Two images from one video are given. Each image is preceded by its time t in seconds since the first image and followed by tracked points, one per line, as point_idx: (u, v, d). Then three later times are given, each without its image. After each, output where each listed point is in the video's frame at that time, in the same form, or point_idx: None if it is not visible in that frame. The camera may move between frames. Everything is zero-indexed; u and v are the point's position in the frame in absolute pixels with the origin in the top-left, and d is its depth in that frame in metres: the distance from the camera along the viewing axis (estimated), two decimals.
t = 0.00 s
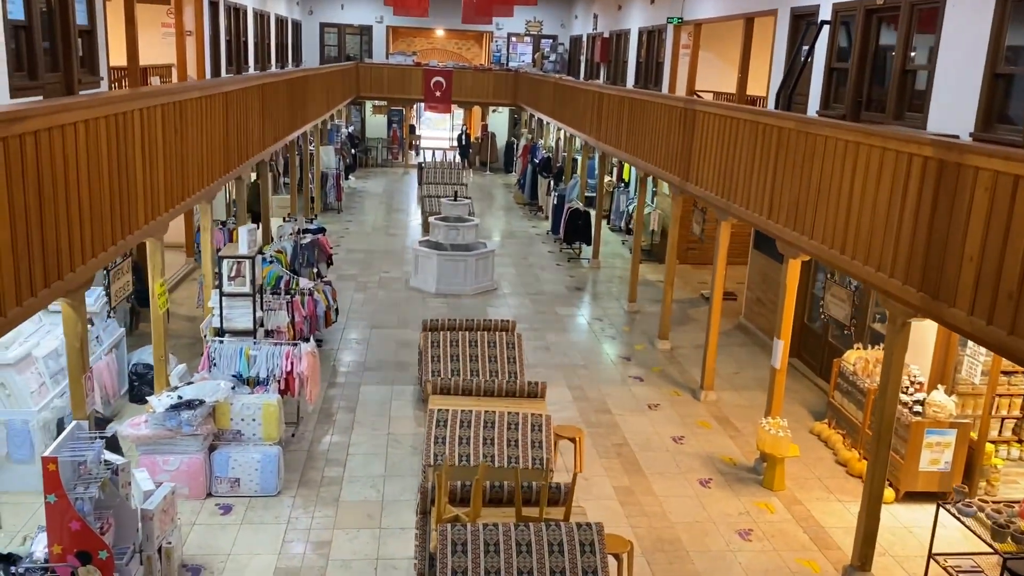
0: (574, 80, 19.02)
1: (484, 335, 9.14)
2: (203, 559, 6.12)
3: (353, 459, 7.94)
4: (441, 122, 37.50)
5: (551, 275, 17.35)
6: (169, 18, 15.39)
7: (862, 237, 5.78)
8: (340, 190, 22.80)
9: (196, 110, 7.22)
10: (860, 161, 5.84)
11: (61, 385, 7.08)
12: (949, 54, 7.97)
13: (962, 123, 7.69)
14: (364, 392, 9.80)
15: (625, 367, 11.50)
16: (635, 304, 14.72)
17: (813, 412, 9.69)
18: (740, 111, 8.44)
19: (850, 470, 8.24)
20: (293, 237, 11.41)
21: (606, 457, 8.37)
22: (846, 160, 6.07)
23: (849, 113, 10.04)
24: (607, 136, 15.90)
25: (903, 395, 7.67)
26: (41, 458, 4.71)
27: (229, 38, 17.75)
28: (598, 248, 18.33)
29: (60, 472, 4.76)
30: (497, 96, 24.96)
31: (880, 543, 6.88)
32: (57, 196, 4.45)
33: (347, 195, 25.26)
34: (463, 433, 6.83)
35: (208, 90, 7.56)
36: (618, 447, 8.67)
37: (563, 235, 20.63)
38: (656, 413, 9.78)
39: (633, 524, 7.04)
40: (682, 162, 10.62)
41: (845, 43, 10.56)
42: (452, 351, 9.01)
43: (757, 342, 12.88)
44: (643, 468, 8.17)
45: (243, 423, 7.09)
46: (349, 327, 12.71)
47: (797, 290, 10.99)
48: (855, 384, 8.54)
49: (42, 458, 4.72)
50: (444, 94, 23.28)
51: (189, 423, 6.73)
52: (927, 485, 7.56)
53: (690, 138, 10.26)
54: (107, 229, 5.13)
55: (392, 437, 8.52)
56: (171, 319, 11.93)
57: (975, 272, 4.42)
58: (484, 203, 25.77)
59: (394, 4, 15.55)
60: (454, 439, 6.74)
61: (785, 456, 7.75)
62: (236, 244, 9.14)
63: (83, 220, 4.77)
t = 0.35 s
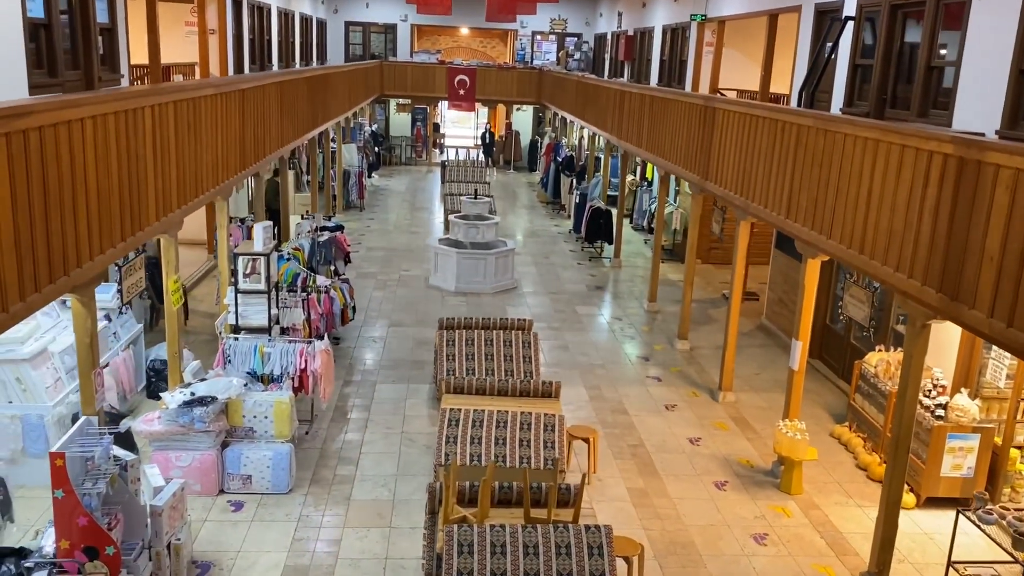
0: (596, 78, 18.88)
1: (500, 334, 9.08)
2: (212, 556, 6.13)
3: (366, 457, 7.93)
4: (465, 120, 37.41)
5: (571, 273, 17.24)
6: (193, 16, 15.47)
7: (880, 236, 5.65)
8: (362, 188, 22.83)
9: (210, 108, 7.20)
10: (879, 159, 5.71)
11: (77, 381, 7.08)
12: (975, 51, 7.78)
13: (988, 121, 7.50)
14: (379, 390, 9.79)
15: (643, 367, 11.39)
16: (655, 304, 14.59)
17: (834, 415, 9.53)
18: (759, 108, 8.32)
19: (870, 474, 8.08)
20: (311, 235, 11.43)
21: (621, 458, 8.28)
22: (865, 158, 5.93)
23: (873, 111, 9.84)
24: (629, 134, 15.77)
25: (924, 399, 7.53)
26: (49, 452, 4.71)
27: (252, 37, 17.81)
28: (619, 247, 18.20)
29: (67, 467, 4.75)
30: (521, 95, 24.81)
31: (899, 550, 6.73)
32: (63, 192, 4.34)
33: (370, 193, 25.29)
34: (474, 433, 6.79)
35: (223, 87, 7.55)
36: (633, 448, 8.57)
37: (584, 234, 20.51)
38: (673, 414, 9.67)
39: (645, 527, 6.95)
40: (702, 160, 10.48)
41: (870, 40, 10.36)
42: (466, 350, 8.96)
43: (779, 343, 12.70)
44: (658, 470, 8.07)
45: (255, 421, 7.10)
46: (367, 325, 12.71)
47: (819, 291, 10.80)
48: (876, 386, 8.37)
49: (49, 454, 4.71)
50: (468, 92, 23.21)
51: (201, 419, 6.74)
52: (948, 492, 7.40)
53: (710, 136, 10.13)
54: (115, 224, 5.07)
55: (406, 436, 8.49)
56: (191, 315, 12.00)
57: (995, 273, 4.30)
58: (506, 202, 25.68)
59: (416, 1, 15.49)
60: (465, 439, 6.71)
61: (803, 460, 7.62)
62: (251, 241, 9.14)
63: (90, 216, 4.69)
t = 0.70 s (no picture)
0: (619, 77, 18.72)
1: (516, 336, 9.02)
2: (224, 557, 6.14)
3: (381, 459, 7.92)
4: (490, 120, 37.32)
5: (593, 274, 17.13)
6: (217, 17, 15.55)
7: (902, 239, 5.52)
8: (385, 188, 22.86)
9: (226, 109, 7.22)
10: (901, 160, 5.59)
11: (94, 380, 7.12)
12: (1004, 50, 7.59)
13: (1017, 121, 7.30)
14: (396, 391, 9.77)
15: (662, 370, 11.27)
16: (676, 306, 14.44)
17: (857, 420, 9.35)
18: (781, 108, 8.18)
19: (893, 481, 7.92)
20: (330, 235, 11.44)
21: (638, 463, 8.19)
22: (887, 159, 5.80)
23: (899, 111, 9.64)
24: (651, 133, 15.62)
25: (949, 406, 7.34)
26: (60, 454, 4.75)
27: (276, 37, 17.88)
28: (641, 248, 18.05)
29: (77, 468, 4.78)
30: (545, 94, 24.65)
31: (920, 560, 6.59)
32: (71, 194, 4.33)
33: (394, 193, 25.33)
34: (487, 436, 6.73)
35: (239, 88, 7.57)
36: (650, 452, 8.47)
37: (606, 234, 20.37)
38: (692, 418, 9.55)
39: (660, 533, 6.86)
40: (724, 161, 10.35)
41: (896, 38, 10.14)
42: (483, 352, 8.89)
43: (801, 346, 12.51)
44: (675, 476, 7.96)
45: (270, 422, 7.11)
46: (386, 325, 12.70)
47: (843, 292, 10.59)
48: (899, 391, 8.20)
49: (60, 454, 4.75)
50: (492, 92, 23.13)
51: (215, 420, 6.76)
52: (974, 501, 7.22)
53: (732, 136, 9.99)
54: (127, 225, 5.07)
55: (422, 438, 8.46)
56: (212, 315, 12.06)
57: (1018, 278, 4.16)
58: (529, 201, 25.58)
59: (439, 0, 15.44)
60: (478, 442, 6.65)
61: (823, 467, 7.47)
62: (269, 241, 9.13)
63: (100, 217, 4.69)
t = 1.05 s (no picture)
0: (641, 76, 18.61)
1: (531, 336, 8.99)
2: (237, 556, 6.17)
3: (395, 458, 7.92)
4: (512, 119, 37.22)
5: (613, 274, 17.02)
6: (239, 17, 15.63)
7: (919, 239, 5.43)
8: (406, 188, 22.91)
9: (241, 108, 7.26)
10: (918, 159, 5.49)
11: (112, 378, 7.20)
12: None
13: None
14: (413, 390, 9.78)
15: (680, 370, 11.18)
16: (696, 306, 14.31)
17: (878, 422, 9.22)
18: (799, 106, 8.08)
19: (913, 485, 7.78)
20: (349, 234, 11.46)
21: (653, 465, 8.12)
22: (904, 158, 5.71)
23: (922, 108, 9.46)
24: (672, 132, 15.51)
25: (970, 409, 7.20)
26: (70, 451, 4.77)
27: (299, 38, 17.95)
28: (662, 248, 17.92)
29: (89, 466, 4.81)
30: (567, 93, 24.54)
31: (939, 565, 6.47)
32: (80, 194, 4.36)
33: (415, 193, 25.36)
34: (499, 436, 6.72)
35: (255, 88, 7.60)
36: (666, 454, 8.41)
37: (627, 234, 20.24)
38: (710, 420, 9.46)
39: (674, 536, 6.80)
40: (743, 160, 10.25)
41: (920, 34, 9.96)
42: (498, 352, 8.87)
43: (823, 347, 12.35)
44: (691, 478, 7.89)
45: (284, 420, 7.13)
46: (404, 325, 12.70)
47: (864, 293, 10.44)
48: (920, 394, 8.06)
49: (71, 452, 4.78)
50: (515, 92, 23.09)
51: (230, 418, 6.79)
52: (995, 506, 7.07)
53: (751, 135, 9.88)
54: (138, 224, 5.11)
55: (436, 437, 8.46)
56: (232, 314, 12.13)
57: None
58: (551, 201, 25.48)
59: None
60: (490, 442, 6.63)
61: (840, 470, 7.37)
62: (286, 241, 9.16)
63: (111, 217, 4.72)
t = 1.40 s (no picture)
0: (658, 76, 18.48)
1: (543, 338, 8.97)
2: (244, 557, 6.20)
3: (405, 460, 7.91)
4: (532, 120, 37.12)
5: (629, 276, 16.93)
6: (257, 20, 15.72)
7: (931, 240, 5.35)
8: (424, 189, 22.94)
9: (252, 111, 7.30)
10: (930, 159, 5.41)
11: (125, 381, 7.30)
12: None
13: None
14: (425, 392, 9.78)
15: (695, 373, 11.10)
16: (713, 308, 14.19)
17: (894, 426, 9.09)
18: (812, 106, 7.99)
19: (929, 490, 7.66)
20: (362, 236, 11.46)
21: (664, 468, 8.05)
22: (916, 158, 5.62)
23: (940, 107, 9.25)
24: (689, 133, 15.39)
25: (987, 414, 7.08)
26: (77, 452, 4.77)
27: (317, 40, 18.01)
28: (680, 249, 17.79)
29: (94, 467, 4.81)
30: (586, 94, 24.42)
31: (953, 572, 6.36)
32: (84, 196, 4.39)
33: (434, 194, 25.39)
34: (507, 439, 6.69)
35: (265, 90, 7.64)
36: (678, 458, 8.34)
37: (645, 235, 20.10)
38: (724, 423, 9.38)
39: (684, 540, 6.74)
40: (758, 160, 10.15)
41: (938, 33, 9.71)
42: (509, 353, 8.84)
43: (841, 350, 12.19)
44: (702, 482, 7.82)
45: (294, 422, 7.16)
46: (418, 327, 12.70)
47: (882, 294, 10.31)
48: (937, 398, 7.94)
49: (77, 453, 4.77)
50: (533, 93, 23.02)
51: (240, 420, 6.81)
52: (1013, 512, 6.93)
53: (765, 135, 9.78)
54: (144, 227, 5.13)
55: (447, 440, 8.45)
56: (248, 316, 12.20)
57: None
58: (569, 202, 25.39)
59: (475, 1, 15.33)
60: (498, 445, 6.61)
61: (854, 474, 7.27)
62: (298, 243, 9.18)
63: (115, 219, 4.75)
